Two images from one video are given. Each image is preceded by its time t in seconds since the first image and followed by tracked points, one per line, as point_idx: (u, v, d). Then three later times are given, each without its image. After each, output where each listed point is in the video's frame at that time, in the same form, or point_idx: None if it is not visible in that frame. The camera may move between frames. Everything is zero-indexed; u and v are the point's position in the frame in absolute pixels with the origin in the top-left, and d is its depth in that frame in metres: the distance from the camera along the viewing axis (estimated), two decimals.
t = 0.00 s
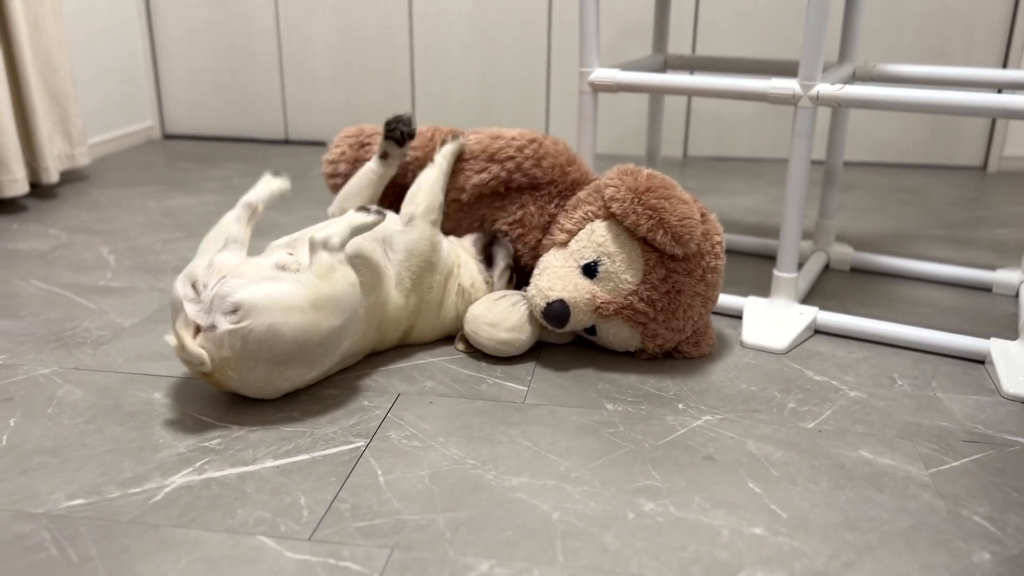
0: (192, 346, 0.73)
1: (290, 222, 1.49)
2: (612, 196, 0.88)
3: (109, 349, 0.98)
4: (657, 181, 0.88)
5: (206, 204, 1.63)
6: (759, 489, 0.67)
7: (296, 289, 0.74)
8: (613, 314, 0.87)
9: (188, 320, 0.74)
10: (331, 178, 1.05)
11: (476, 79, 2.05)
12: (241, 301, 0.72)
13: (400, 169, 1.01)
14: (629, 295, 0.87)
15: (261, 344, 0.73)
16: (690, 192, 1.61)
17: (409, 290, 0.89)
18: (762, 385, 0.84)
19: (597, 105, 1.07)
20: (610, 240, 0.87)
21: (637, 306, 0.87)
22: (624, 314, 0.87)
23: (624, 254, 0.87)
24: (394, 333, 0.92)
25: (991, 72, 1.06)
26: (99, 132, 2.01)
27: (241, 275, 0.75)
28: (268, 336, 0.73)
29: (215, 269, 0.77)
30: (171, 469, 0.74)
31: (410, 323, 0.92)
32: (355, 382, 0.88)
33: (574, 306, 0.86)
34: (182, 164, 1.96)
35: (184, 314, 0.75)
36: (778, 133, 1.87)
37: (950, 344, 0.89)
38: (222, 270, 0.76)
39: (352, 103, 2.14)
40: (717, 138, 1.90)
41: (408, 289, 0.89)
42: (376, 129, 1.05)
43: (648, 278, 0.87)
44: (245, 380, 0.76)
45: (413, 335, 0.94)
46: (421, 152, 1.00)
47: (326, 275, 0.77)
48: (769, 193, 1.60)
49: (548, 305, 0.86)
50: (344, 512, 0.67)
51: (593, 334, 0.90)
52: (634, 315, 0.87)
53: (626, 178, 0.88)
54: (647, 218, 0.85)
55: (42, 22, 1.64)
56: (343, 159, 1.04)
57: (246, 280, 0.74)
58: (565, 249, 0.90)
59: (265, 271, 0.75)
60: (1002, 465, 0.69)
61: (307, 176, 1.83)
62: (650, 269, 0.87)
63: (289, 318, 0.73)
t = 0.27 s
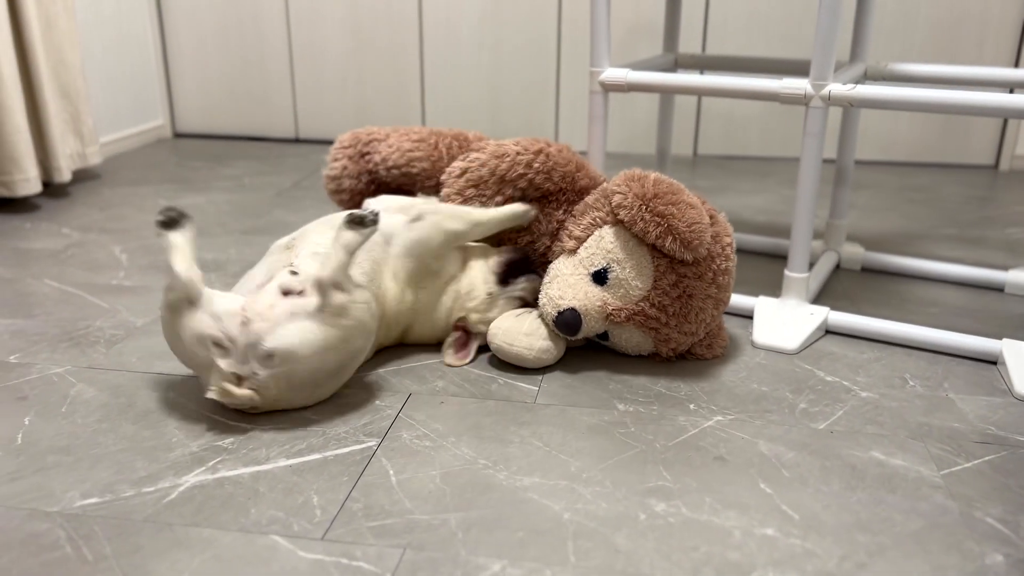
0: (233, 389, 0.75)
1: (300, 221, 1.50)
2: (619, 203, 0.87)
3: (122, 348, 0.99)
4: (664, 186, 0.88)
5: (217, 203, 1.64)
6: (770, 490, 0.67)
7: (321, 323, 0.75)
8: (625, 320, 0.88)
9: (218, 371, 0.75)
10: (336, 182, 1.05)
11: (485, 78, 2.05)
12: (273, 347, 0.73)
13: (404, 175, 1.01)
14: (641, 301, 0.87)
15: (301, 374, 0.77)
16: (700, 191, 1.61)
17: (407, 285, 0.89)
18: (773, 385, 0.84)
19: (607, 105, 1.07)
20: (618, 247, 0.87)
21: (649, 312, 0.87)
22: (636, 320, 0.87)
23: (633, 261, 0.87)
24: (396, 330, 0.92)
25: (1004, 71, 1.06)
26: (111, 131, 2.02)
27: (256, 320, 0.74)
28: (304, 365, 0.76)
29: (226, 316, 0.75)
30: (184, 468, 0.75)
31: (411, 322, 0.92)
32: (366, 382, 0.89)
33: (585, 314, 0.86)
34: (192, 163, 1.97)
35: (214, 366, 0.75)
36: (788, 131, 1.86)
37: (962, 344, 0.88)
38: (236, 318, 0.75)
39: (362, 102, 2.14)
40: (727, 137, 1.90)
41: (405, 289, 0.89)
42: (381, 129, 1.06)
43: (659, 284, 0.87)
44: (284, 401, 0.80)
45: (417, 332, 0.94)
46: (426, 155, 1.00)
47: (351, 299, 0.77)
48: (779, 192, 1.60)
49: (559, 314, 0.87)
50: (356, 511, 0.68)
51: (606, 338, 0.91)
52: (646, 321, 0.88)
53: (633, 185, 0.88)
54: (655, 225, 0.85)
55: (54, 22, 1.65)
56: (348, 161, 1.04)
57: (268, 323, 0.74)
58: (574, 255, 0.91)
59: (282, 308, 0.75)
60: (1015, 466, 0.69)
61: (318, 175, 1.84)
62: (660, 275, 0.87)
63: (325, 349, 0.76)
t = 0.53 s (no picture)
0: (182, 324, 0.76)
1: (305, 219, 1.50)
2: (635, 201, 0.87)
3: (128, 346, 0.99)
4: (680, 183, 0.88)
5: (222, 201, 1.64)
6: (776, 490, 0.67)
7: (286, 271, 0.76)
8: (641, 318, 0.88)
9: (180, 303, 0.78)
10: (340, 180, 1.04)
11: (490, 76, 2.05)
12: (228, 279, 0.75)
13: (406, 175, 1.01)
14: (657, 299, 0.87)
15: (248, 323, 0.75)
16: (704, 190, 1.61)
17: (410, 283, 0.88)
18: (779, 385, 0.84)
19: (612, 104, 1.07)
20: (634, 245, 0.87)
21: (665, 310, 0.87)
22: (652, 318, 0.88)
23: (649, 259, 0.87)
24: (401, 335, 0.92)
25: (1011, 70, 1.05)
26: (115, 129, 2.02)
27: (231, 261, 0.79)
28: (256, 314, 0.75)
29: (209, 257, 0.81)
30: (191, 466, 0.75)
31: (415, 323, 0.92)
32: (372, 380, 0.89)
33: (602, 314, 0.86)
34: (196, 161, 1.97)
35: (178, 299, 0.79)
36: (793, 129, 1.86)
37: (968, 344, 0.88)
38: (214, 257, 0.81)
39: (366, 100, 2.14)
40: (731, 136, 1.90)
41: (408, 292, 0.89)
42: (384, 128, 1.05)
43: (675, 282, 0.87)
44: (235, 363, 0.78)
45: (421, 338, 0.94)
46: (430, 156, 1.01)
47: (328, 261, 0.78)
48: (784, 191, 1.59)
49: (575, 314, 0.86)
50: (363, 510, 0.68)
51: (620, 337, 0.91)
52: (663, 319, 0.88)
53: (648, 182, 0.87)
54: (672, 222, 0.85)
55: (59, 19, 1.65)
56: (352, 161, 1.04)
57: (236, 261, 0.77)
58: (588, 255, 0.90)
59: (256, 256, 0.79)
60: (1022, 467, 0.69)
61: (322, 173, 1.84)
62: (675, 273, 0.87)
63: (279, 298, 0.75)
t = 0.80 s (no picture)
0: (188, 348, 0.77)
1: (304, 217, 1.50)
2: (631, 202, 0.87)
3: (128, 344, 0.99)
4: (677, 183, 0.87)
5: (221, 199, 1.64)
6: (775, 490, 0.67)
7: (296, 317, 0.76)
8: (638, 319, 0.88)
9: (188, 323, 0.78)
10: (344, 173, 1.06)
11: (489, 75, 2.05)
12: (238, 322, 0.74)
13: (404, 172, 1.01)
14: (654, 299, 0.87)
15: (252, 362, 0.76)
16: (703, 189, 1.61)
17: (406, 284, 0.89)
18: (777, 384, 0.84)
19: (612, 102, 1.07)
20: (631, 245, 0.87)
21: (663, 309, 0.87)
22: (649, 318, 0.88)
23: (646, 259, 0.87)
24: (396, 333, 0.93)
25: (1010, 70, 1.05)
26: (114, 127, 2.02)
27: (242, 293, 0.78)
28: (266, 357, 0.76)
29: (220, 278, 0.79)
30: (190, 464, 0.75)
31: (410, 323, 0.93)
32: (370, 379, 0.89)
33: (598, 314, 0.86)
34: (195, 159, 1.97)
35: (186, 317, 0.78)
36: (792, 129, 1.86)
37: (966, 344, 0.88)
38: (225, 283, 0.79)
39: (365, 98, 2.14)
40: (731, 135, 1.90)
41: (402, 300, 0.90)
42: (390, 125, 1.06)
43: (673, 282, 0.87)
44: (238, 387, 0.80)
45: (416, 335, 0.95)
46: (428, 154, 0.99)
47: (341, 308, 0.79)
48: (783, 191, 1.59)
49: (572, 314, 0.86)
50: (362, 509, 0.68)
51: (618, 337, 0.91)
52: (660, 319, 0.88)
53: (646, 182, 0.88)
54: (669, 221, 0.84)
55: (58, 17, 1.65)
56: (358, 156, 1.05)
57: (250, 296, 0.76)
58: (586, 255, 0.90)
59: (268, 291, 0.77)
60: (1020, 467, 0.69)
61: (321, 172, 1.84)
62: (673, 273, 0.87)
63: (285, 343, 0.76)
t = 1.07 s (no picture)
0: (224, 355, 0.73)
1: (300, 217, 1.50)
2: (624, 212, 0.87)
3: (123, 344, 0.99)
4: (668, 192, 0.88)
5: (216, 199, 1.63)
6: (770, 491, 0.67)
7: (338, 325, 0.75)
8: (635, 327, 0.88)
9: (224, 327, 0.75)
10: (328, 188, 1.04)
11: (486, 75, 2.05)
12: (283, 327, 0.73)
13: (394, 181, 1.01)
14: (650, 307, 0.88)
15: (290, 372, 0.74)
16: (700, 190, 1.61)
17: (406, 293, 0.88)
18: (773, 386, 0.84)
19: (608, 104, 1.07)
20: (624, 255, 0.87)
21: (659, 317, 0.88)
22: (646, 326, 0.88)
23: (639, 269, 0.87)
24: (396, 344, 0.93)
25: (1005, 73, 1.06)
26: (110, 126, 2.01)
27: (286, 298, 0.76)
28: (305, 369, 0.74)
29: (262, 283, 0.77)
30: (185, 466, 0.75)
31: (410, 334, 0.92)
32: (367, 380, 0.89)
33: (595, 323, 0.86)
34: (191, 159, 1.97)
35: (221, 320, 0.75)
36: (788, 130, 1.87)
37: (961, 345, 0.89)
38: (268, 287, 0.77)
39: (362, 99, 2.14)
40: (727, 136, 1.90)
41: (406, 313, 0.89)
42: (369, 132, 1.04)
43: (668, 290, 0.87)
44: (267, 398, 0.77)
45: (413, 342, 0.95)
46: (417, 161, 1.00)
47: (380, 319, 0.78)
48: (779, 192, 1.60)
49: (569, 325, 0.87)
50: (357, 510, 0.68)
51: (615, 344, 0.91)
52: (657, 327, 0.88)
53: (637, 192, 0.88)
54: (662, 232, 0.85)
55: (54, 16, 1.65)
56: (339, 168, 1.03)
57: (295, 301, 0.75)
58: (579, 264, 0.90)
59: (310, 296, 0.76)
60: (1014, 469, 0.70)
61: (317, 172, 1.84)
62: (668, 281, 0.87)
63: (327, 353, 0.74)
